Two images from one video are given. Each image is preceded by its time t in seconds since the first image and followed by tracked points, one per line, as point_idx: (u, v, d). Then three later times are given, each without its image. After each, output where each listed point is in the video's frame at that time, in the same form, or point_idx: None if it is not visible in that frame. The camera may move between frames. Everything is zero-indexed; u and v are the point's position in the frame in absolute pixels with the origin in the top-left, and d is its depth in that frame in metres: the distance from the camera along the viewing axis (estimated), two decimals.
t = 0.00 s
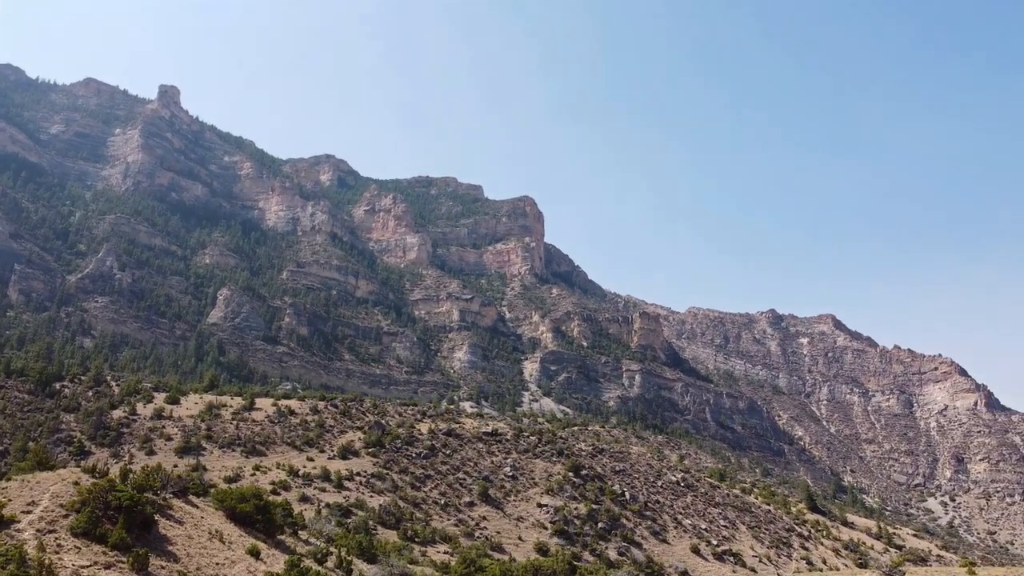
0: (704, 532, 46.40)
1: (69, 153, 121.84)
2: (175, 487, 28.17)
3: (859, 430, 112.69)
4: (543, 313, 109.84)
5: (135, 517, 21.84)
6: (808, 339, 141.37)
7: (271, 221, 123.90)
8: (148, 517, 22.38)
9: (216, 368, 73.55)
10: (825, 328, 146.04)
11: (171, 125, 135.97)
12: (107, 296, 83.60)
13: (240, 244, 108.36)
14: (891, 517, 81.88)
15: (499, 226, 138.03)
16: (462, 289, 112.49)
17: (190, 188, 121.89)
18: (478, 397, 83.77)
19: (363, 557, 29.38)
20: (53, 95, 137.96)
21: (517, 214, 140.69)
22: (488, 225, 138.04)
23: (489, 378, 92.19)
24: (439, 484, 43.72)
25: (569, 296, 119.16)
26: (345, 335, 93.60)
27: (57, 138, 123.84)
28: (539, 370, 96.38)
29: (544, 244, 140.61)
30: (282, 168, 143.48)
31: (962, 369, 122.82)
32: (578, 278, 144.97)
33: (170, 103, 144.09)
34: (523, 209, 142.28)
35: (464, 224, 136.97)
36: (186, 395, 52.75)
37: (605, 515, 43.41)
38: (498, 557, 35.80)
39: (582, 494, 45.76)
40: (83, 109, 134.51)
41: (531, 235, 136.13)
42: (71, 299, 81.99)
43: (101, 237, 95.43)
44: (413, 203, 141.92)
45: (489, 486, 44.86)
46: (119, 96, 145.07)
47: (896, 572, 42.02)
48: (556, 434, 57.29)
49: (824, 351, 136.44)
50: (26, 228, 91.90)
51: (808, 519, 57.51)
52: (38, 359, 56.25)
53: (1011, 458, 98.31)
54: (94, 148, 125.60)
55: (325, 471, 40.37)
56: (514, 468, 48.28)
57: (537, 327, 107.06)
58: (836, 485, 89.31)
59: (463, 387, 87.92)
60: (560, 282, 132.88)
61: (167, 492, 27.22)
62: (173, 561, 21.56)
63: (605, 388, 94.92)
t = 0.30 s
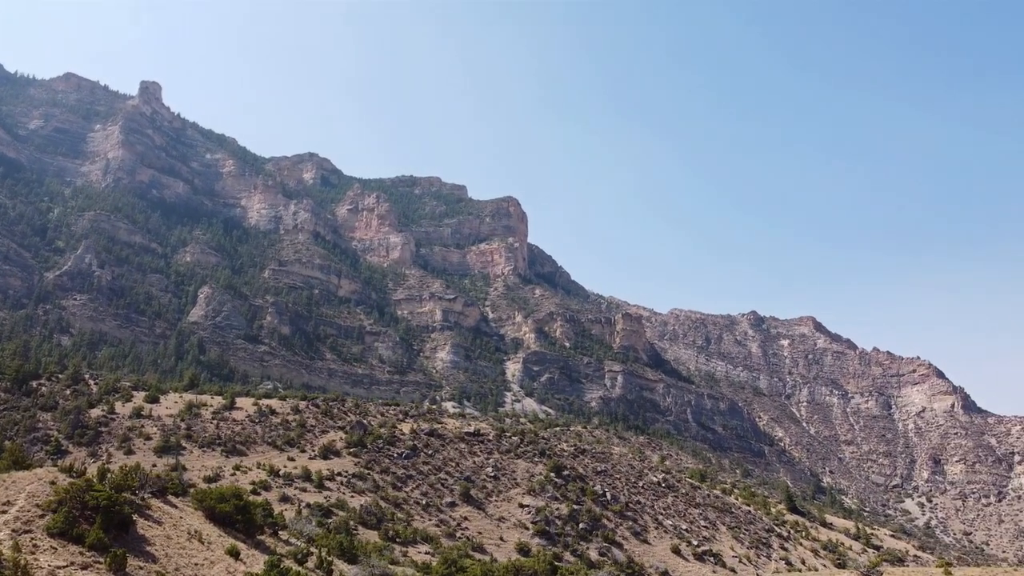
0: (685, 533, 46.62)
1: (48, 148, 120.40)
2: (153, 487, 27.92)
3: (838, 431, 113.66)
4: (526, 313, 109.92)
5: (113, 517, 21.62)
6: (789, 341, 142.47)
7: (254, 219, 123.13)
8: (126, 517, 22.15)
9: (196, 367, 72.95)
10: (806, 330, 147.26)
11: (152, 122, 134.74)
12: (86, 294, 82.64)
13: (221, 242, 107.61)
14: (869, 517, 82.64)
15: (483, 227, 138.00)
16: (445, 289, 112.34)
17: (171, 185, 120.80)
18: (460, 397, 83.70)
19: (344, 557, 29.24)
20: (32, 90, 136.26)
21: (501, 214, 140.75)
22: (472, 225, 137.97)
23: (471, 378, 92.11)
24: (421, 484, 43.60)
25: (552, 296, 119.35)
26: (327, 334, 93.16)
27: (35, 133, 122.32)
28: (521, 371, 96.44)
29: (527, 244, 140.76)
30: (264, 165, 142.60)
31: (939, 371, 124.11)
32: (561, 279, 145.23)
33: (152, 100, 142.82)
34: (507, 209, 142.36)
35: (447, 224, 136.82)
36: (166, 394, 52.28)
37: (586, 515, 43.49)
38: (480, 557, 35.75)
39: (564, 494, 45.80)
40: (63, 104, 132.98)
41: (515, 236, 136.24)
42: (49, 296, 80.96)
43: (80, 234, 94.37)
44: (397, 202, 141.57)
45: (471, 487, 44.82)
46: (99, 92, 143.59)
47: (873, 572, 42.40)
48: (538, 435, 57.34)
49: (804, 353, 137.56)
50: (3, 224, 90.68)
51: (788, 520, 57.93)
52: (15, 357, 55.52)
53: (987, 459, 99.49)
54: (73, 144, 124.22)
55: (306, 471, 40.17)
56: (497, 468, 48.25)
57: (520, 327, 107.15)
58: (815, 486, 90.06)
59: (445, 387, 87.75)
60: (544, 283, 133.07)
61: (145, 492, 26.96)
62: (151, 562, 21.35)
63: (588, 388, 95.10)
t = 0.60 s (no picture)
0: (666, 533, 46.82)
1: (26, 144, 118.96)
2: (132, 487, 27.67)
3: (817, 433, 114.59)
4: (509, 314, 109.93)
5: (91, 517, 21.40)
6: (770, 342, 143.44)
7: (236, 217, 122.30)
8: (104, 517, 21.91)
9: (176, 366, 72.38)
10: (786, 332, 148.37)
11: (133, 118, 133.48)
12: (64, 291, 81.56)
13: (203, 240, 106.79)
14: (848, 518, 83.37)
15: (467, 227, 137.92)
16: (428, 289, 112.15)
17: (152, 182, 119.65)
18: (443, 397, 83.61)
19: (324, 558, 29.11)
20: (11, 84, 134.56)
21: (485, 214, 140.73)
22: (455, 225, 137.84)
23: (454, 378, 91.99)
24: (403, 484, 43.49)
25: (535, 297, 119.50)
26: (309, 333, 92.69)
27: (14, 128, 120.76)
28: (504, 371, 96.44)
29: (511, 244, 140.86)
30: (247, 163, 141.69)
31: (918, 373, 125.34)
32: (544, 279, 145.42)
33: (133, 96, 141.53)
34: (491, 209, 142.32)
35: (431, 224, 136.62)
36: (146, 393, 51.81)
37: (568, 516, 43.57)
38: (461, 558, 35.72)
39: (545, 495, 45.82)
40: (42, 100, 131.42)
41: (498, 236, 136.29)
42: (26, 293, 79.73)
43: (58, 231, 93.23)
44: (380, 201, 141.14)
45: (453, 487, 44.77)
46: (79, 87, 142.06)
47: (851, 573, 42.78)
48: (520, 435, 57.39)
49: (784, 354, 138.58)
50: None
51: (768, 520, 58.33)
52: None
53: (963, 461, 100.59)
54: (53, 139, 122.80)
55: (287, 471, 39.95)
56: (478, 469, 48.23)
57: (503, 328, 107.17)
58: (795, 487, 90.74)
59: (428, 387, 87.57)
60: (527, 283, 133.20)
61: (123, 492, 26.71)
62: (129, 562, 21.16)
63: (570, 389, 95.24)
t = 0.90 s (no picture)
0: (647, 534, 47.00)
1: (4, 139, 117.42)
2: (110, 487, 27.42)
3: (797, 434, 115.46)
4: (492, 314, 109.88)
5: (67, 517, 21.16)
6: (751, 344, 144.37)
7: (217, 215, 121.39)
8: (81, 517, 21.66)
9: (155, 365, 71.72)
10: (767, 334, 149.41)
11: (113, 114, 132.16)
12: (42, 288, 80.34)
13: (183, 238, 105.91)
14: (827, 519, 84.09)
15: (450, 226, 137.79)
16: (411, 289, 111.91)
17: (133, 179, 118.44)
18: (425, 397, 83.47)
19: (305, 558, 28.94)
20: None
21: (468, 214, 140.66)
22: (438, 224, 137.66)
23: (436, 378, 91.84)
24: (384, 485, 43.33)
25: (518, 297, 119.62)
26: (291, 333, 92.18)
27: None
28: (487, 371, 96.38)
29: (494, 245, 140.88)
30: (229, 160, 140.71)
31: (896, 375, 126.55)
32: (527, 279, 145.54)
33: (113, 91, 140.18)
34: (474, 210, 142.23)
35: (414, 223, 136.37)
36: (125, 391, 51.33)
37: (549, 516, 43.59)
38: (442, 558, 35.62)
39: (527, 495, 45.81)
40: (21, 94, 129.80)
41: (482, 236, 136.26)
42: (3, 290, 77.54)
43: (36, 227, 91.99)
44: (364, 200, 140.64)
45: (434, 487, 44.68)
46: (59, 82, 140.47)
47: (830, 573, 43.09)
48: (502, 435, 57.40)
49: (765, 356, 139.54)
50: None
51: (748, 521, 58.66)
52: None
53: (941, 462, 101.60)
54: (31, 134, 121.30)
55: (267, 470, 39.70)
56: (460, 469, 48.16)
57: (486, 328, 107.12)
58: (774, 488, 91.38)
59: (410, 387, 87.37)
60: (510, 284, 133.27)
61: (101, 492, 26.44)
62: (106, 563, 20.94)
63: (552, 389, 95.35)
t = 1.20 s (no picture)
0: (628, 534, 47.11)
1: None
2: (87, 486, 27.13)
3: (777, 435, 116.26)
4: (475, 314, 109.77)
5: (43, 517, 20.92)
6: (732, 345, 145.26)
7: (199, 213, 120.41)
8: (57, 517, 21.43)
9: (135, 363, 71.02)
10: (749, 335, 150.40)
11: (94, 109, 130.74)
12: (20, 285, 78.98)
13: (164, 236, 104.96)
14: (806, 519, 84.79)
15: (433, 226, 137.59)
16: (393, 288, 111.62)
17: (113, 175, 117.13)
18: (407, 397, 83.26)
19: (285, 558, 28.78)
20: None
21: (452, 214, 140.53)
22: (422, 224, 137.40)
23: (418, 378, 91.62)
24: (365, 485, 43.17)
25: (501, 297, 119.65)
26: (272, 332, 91.60)
27: None
28: (469, 372, 96.22)
29: (478, 245, 140.83)
30: (211, 158, 139.67)
31: (875, 377, 127.64)
32: (511, 280, 145.58)
33: (94, 87, 138.72)
34: (458, 210, 142.07)
35: (397, 223, 136.01)
36: (103, 390, 50.76)
37: (531, 517, 43.60)
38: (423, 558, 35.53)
39: (509, 496, 45.79)
40: None
41: (465, 236, 136.18)
42: None
43: (14, 223, 90.69)
44: (347, 199, 140.10)
45: (416, 487, 44.58)
46: (38, 77, 138.84)
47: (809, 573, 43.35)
48: (484, 436, 57.33)
49: (747, 357, 140.42)
50: None
51: (728, 522, 58.94)
52: None
53: (918, 463, 102.60)
54: (9, 129, 119.71)
55: (247, 470, 39.41)
56: (442, 469, 48.07)
57: (469, 328, 107.04)
58: (754, 488, 91.92)
59: (392, 387, 87.13)
60: (493, 284, 133.26)
61: (78, 492, 26.14)
62: (83, 564, 20.72)
63: (534, 390, 95.40)
